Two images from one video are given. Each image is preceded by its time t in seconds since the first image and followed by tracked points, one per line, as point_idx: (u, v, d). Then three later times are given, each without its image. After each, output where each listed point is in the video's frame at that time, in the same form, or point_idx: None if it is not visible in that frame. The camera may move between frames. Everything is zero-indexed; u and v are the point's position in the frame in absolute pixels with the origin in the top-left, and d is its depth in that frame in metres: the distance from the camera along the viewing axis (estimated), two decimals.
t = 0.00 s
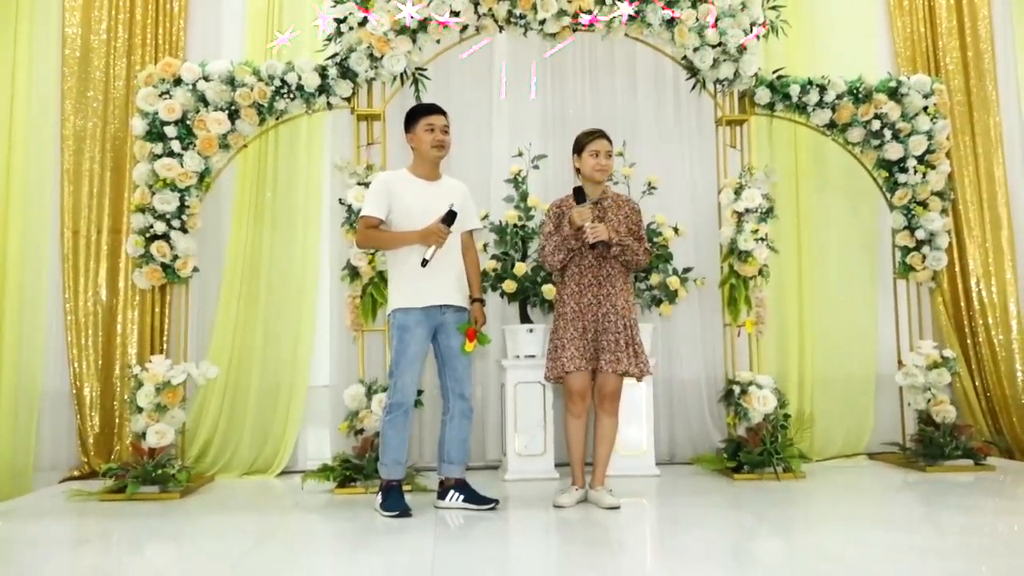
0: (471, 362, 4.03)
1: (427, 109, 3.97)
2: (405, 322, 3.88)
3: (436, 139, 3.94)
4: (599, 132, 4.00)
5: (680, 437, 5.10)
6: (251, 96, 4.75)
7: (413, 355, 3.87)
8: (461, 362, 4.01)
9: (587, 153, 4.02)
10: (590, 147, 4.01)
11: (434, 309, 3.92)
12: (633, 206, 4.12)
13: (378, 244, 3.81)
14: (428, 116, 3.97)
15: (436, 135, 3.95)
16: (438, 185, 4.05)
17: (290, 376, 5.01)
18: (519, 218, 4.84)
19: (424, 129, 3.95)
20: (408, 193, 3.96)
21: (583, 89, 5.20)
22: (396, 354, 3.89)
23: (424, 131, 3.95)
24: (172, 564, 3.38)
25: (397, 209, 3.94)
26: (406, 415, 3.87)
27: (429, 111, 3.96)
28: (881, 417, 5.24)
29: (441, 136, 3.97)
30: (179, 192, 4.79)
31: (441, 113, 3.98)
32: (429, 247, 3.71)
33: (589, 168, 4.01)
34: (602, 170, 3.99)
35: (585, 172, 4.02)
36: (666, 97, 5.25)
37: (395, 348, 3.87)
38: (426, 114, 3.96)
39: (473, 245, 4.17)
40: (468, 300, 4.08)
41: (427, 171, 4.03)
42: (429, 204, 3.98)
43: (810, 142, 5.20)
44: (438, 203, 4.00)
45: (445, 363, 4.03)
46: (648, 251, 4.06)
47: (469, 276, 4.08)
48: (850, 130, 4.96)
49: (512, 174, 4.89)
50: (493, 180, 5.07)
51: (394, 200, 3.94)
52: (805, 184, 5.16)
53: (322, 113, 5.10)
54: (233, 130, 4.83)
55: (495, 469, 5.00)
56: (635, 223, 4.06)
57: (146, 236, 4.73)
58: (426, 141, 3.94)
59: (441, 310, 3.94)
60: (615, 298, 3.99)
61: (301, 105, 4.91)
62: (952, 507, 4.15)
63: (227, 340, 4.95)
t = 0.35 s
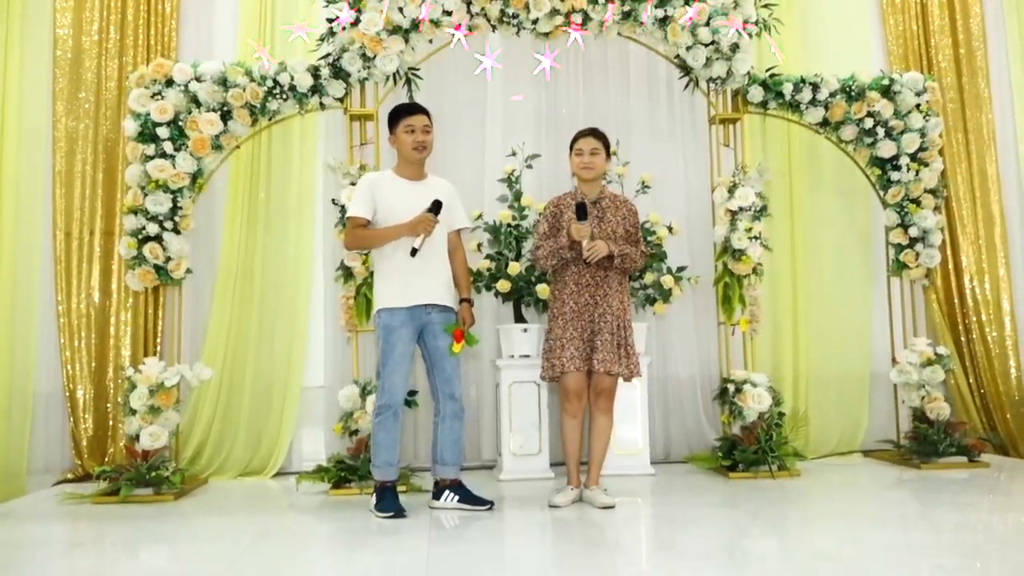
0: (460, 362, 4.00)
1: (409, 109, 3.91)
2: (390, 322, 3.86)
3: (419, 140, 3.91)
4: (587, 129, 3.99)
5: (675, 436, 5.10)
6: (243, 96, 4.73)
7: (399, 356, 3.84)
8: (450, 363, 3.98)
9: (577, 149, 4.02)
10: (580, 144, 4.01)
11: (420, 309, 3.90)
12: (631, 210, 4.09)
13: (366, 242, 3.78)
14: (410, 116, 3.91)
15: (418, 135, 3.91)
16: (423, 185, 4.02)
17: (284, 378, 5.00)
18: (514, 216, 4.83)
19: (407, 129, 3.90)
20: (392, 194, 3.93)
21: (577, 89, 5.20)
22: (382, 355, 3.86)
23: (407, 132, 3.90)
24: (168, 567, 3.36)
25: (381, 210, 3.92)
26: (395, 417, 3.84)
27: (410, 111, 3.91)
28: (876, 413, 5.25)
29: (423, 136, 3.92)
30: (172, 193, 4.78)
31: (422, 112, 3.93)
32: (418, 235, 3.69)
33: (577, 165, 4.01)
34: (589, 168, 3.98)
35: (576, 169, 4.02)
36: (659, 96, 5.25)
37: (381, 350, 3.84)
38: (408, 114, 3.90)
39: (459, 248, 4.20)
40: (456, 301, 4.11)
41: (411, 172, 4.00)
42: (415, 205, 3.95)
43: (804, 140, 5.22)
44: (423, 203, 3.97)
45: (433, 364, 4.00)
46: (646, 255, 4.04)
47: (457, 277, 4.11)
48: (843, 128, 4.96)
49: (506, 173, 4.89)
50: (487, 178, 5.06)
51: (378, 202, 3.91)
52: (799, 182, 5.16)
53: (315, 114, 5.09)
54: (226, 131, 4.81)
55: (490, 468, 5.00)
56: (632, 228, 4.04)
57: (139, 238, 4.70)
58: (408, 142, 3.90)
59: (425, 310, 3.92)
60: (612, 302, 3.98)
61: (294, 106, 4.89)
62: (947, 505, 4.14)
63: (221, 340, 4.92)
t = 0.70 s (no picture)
0: (442, 361, 4.00)
1: (402, 110, 3.87)
2: (375, 323, 3.82)
3: (410, 143, 3.88)
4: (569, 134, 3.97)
5: (670, 437, 5.09)
6: (237, 96, 4.72)
7: (385, 358, 3.81)
8: (431, 361, 3.98)
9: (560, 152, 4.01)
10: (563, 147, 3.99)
11: (402, 309, 3.88)
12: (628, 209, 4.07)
13: (357, 232, 3.72)
14: (401, 117, 3.88)
15: (409, 138, 3.88)
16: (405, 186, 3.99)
17: (278, 379, 4.99)
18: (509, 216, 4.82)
19: (398, 130, 3.87)
20: (376, 193, 3.88)
21: (572, 89, 5.20)
22: (367, 356, 3.82)
23: (399, 133, 3.87)
24: (162, 567, 3.34)
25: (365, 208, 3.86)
26: (382, 419, 3.82)
27: (403, 112, 3.87)
28: (872, 413, 5.25)
29: (412, 138, 3.90)
30: (165, 193, 4.76)
31: (412, 115, 3.90)
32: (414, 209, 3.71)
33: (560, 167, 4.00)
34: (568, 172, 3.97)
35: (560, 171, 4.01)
36: (653, 96, 5.25)
37: (366, 352, 3.81)
38: (400, 114, 3.87)
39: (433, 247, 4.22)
40: (431, 301, 4.10)
41: (393, 172, 3.96)
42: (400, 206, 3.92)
43: (798, 140, 5.22)
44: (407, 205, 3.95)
45: (416, 363, 3.99)
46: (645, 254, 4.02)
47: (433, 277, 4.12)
48: (838, 127, 4.96)
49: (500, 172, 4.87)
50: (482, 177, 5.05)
51: (363, 200, 3.85)
52: (794, 182, 5.17)
53: (309, 114, 5.08)
54: (220, 131, 4.80)
55: (485, 468, 4.99)
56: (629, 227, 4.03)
57: (133, 237, 4.68)
58: (399, 143, 3.87)
59: (408, 310, 3.90)
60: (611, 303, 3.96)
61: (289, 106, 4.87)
62: (942, 504, 4.14)
63: (214, 342, 4.91)
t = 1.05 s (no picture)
0: (436, 361, 4.00)
1: (398, 109, 3.86)
2: (378, 324, 3.79)
3: (406, 142, 3.87)
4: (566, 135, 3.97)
5: (669, 437, 5.08)
6: (234, 96, 4.69)
7: (388, 359, 3.80)
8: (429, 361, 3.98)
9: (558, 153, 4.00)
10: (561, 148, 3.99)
11: (402, 309, 3.87)
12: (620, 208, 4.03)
13: (379, 216, 3.68)
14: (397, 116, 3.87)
15: (404, 137, 3.88)
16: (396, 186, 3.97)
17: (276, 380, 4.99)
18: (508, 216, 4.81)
19: (395, 129, 3.85)
20: (373, 190, 3.84)
21: (571, 88, 5.20)
22: (370, 357, 3.80)
23: (395, 132, 3.85)
24: (159, 569, 3.33)
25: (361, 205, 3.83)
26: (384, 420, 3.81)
27: (400, 112, 3.86)
28: (871, 413, 5.24)
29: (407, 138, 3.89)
30: (163, 193, 4.75)
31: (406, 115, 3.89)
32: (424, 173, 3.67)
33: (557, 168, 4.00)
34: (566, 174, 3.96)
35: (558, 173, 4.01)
36: (652, 95, 5.24)
37: (369, 352, 3.78)
38: (396, 113, 3.86)
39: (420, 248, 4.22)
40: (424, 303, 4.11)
41: (384, 171, 3.94)
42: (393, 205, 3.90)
43: (797, 139, 5.21)
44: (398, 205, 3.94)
45: (412, 363, 3.98)
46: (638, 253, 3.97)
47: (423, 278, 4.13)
48: (837, 127, 4.95)
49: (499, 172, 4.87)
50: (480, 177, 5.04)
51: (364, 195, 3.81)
52: (793, 182, 5.16)
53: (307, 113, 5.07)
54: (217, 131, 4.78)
55: (483, 469, 4.98)
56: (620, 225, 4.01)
57: (130, 237, 4.67)
58: (395, 142, 3.86)
59: (407, 309, 3.91)
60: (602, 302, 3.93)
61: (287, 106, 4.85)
62: (941, 505, 4.13)
63: (212, 344, 4.90)
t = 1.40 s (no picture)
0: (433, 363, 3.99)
1: (393, 112, 3.86)
2: (375, 327, 3.77)
3: (402, 145, 3.87)
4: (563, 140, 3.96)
5: (669, 440, 5.07)
6: (233, 98, 4.69)
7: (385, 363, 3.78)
8: (426, 363, 3.97)
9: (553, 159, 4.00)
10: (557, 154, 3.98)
11: (399, 311, 3.85)
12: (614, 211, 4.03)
13: (380, 220, 3.66)
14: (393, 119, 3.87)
15: (401, 141, 3.88)
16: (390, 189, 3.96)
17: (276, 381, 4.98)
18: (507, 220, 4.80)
19: (392, 132, 3.85)
20: (368, 193, 3.83)
21: (570, 91, 5.20)
22: (367, 360, 3.78)
23: (392, 134, 3.85)
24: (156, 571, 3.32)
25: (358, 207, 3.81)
26: (381, 424, 3.79)
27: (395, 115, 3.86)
28: (872, 416, 5.23)
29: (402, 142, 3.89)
30: (162, 196, 4.74)
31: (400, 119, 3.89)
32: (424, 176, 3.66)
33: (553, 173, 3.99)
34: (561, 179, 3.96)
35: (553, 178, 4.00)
36: (651, 97, 5.24)
37: (366, 356, 3.76)
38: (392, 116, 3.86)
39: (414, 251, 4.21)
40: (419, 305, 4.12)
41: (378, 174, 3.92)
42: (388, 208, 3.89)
43: (796, 141, 5.21)
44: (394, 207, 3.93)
45: (409, 365, 3.96)
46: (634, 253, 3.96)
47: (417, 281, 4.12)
48: (837, 130, 4.94)
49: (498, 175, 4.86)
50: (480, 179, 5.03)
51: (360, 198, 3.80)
52: (792, 184, 5.16)
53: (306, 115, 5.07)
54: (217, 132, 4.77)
55: (482, 472, 4.97)
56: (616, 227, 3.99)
57: (129, 240, 4.66)
58: (392, 145, 3.85)
59: (403, 312, 3.88)
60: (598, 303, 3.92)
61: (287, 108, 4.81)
62: (941, 508, 4.11)
63: (211, 345, 4.89)
